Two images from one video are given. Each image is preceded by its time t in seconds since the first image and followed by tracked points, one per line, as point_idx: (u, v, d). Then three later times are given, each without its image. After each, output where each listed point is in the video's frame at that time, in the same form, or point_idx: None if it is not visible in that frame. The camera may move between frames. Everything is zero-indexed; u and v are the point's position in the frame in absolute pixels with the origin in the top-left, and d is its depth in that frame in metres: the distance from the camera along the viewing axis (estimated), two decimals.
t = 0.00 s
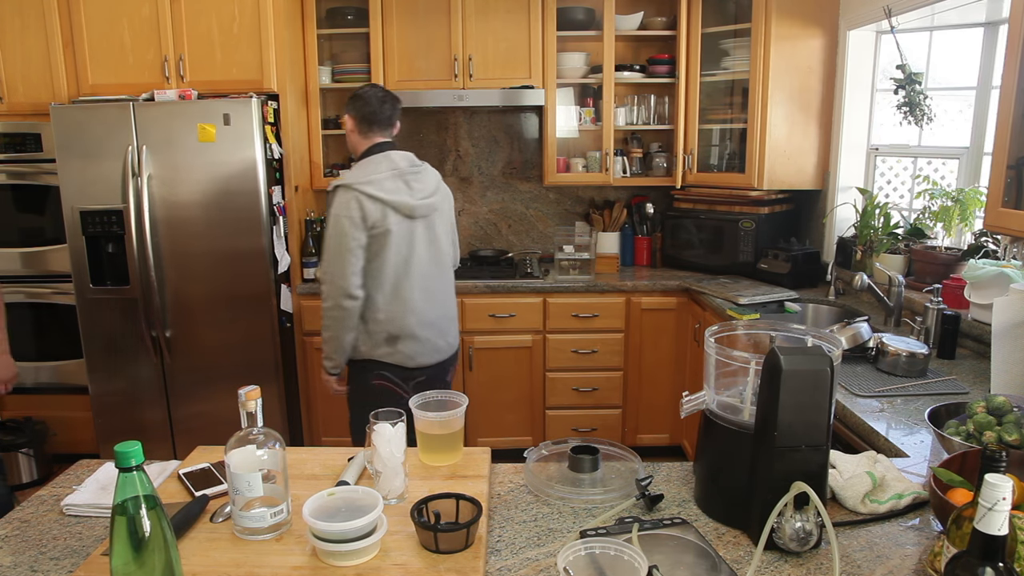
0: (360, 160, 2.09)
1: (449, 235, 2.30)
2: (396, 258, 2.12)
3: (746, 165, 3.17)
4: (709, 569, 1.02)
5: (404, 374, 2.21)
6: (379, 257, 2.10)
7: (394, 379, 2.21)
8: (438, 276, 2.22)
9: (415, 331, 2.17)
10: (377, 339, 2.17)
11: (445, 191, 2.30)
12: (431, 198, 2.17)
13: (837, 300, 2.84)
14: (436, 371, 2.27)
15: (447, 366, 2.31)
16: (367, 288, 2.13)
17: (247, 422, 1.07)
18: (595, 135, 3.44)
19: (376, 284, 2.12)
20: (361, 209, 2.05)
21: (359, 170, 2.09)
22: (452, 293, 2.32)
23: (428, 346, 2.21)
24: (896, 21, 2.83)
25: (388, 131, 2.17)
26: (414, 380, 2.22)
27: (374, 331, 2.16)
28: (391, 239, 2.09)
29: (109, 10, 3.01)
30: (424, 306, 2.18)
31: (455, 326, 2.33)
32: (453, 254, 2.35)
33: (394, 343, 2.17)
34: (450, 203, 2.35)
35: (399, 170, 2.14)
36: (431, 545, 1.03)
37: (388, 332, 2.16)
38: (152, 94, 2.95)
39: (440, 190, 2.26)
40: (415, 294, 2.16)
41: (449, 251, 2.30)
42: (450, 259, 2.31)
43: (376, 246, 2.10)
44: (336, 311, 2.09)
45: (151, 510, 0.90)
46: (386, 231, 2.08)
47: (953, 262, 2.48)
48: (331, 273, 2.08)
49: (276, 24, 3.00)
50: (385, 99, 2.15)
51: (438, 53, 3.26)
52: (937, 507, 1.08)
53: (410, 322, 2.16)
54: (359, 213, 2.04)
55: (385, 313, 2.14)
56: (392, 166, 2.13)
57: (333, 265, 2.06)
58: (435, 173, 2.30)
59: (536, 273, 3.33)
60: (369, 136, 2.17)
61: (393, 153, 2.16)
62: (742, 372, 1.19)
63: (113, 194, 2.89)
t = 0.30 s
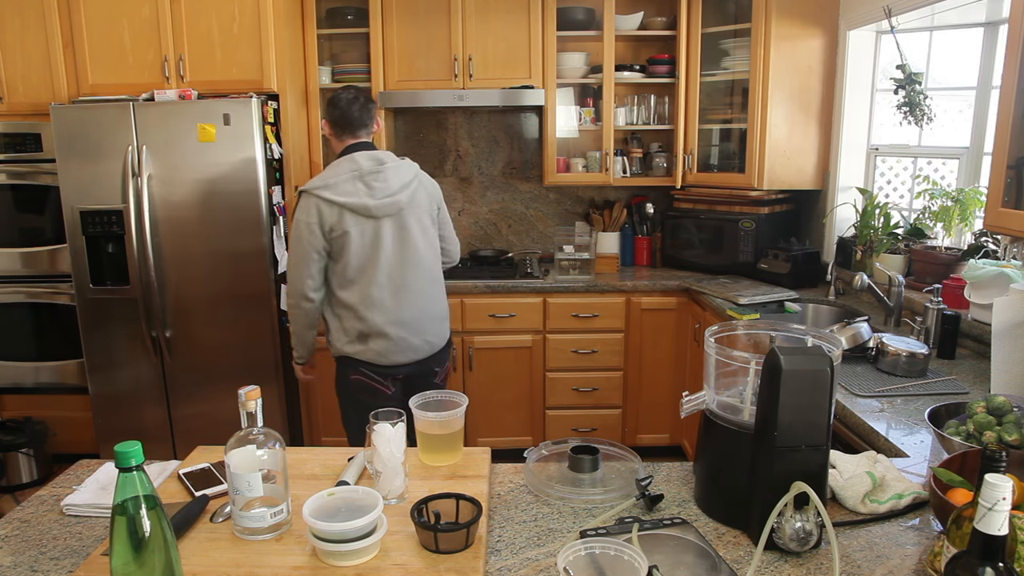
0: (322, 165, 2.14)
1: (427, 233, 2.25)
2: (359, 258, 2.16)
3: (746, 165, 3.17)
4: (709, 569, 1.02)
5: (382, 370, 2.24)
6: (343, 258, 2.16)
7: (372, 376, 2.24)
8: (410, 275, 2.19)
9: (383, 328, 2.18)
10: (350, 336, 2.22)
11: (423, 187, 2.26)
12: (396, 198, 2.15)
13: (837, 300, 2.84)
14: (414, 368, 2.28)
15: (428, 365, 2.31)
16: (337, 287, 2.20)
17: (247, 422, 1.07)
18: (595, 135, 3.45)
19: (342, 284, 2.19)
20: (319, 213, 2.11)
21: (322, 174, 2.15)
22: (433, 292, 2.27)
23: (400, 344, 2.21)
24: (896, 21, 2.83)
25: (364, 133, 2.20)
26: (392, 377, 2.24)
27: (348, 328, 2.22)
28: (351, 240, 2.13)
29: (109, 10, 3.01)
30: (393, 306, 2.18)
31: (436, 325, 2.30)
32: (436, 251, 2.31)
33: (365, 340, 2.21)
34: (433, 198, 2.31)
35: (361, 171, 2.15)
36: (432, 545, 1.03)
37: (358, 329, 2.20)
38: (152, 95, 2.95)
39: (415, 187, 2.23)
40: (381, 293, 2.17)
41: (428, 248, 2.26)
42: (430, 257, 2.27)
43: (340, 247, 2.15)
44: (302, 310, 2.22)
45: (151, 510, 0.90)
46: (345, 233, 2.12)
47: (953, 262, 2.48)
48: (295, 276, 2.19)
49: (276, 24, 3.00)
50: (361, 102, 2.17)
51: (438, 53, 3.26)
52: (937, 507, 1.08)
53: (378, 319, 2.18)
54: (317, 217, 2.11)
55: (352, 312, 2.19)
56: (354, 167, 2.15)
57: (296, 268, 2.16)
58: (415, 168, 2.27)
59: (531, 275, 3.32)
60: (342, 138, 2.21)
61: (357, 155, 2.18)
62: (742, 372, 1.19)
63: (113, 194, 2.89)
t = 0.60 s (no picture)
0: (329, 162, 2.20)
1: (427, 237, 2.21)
2: (349, 255, 2.19)
3: (746, 165, 3.17)
4: (709, 569, 1.02)
5: (369, 366, 2.29)
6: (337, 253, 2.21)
7: (361, 370, 2.30)
8: (401, 278, 2.19)
9: (366, 327, 2.22)
10: (342, 329, 2.29)
11: (426, 190, 2.19)
12: (386, 201, 2.13)
13: (837, 300, 2.84)
14: (401, 368, 2.30)
15: (417, 366, 2.31)
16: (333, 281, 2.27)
17: (247, 422, 1.07)
18: (595, 135, 3.45)
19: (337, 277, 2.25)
20: (316, 208, 2.19)
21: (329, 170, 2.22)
22: (425, 297, 2.23)
23: (383, 344, 2.23)
24: (896, 21, 2.83)
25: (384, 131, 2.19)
26: (377, 374, 2.28)
27: (342, 320, 2.29)
28: (341, 237, 2.17)
29: (109, 10, 3.01)
30: (378, 305, 2.20)
31: (424, 330, 2.26)
32: (434, 255, 2.24)
33: (352, 335, 2.26)
34: (439, 202, 2.22)
35: (360, 171, 2.16)
36: (432, 545, 1.03)
37: (348, 323, 2.26)
38: (152, 95, 2.95)
39: (414, 190, 2.17)
40: (368, 292, 2.20)
41: (425, 253, 2.22)
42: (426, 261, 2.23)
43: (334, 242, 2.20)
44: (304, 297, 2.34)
45: (151, 510, 0.90)
46: (336, 229, 2.17)
47: (953, 262, 2.48)
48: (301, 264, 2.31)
49: (276, 24, 3.00)
50: (383, 100, 2.18)
51: (438, 53, 3.26)
52: (937, 507, 1.08)
53: (363, 317, 2.21)
54: (314, 211, 2.19)
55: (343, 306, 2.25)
56: (354, 167, 2.17)
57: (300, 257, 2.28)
58: (423, 168, 2.19)
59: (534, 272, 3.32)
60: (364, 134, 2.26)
61: (362, 154, 2.19)
62: (742, 372, 1.19)
63: (113, 194, 2.89)
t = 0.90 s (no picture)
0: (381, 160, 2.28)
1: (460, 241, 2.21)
2: (381, 251, 2.26)
3: (746, 165, 3.17)
4: (709, 569, 1.02)
5: (392, 358, 2.35)
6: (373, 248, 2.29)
7: (386, 363, 2.36)
8: (427, 279, 2.22)
9: (390, 321, 2.28)
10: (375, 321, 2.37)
11: (461, 195, 2.18)
12: (417, 204, 2.15)
13: (838, 300, 2.84)
14: (422, 365, 2.32)
15: (438, 366, 2.32)
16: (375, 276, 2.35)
17: (247, 422, 1.07)
18: (595, 135, 3.45)
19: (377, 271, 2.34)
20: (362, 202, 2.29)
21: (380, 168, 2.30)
22: (452, 301, 2.24)
23: (406, 340, 2.28)
24: (896, 21, 2.83)
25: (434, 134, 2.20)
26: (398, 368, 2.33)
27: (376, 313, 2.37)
28: (376, 232, 2.24)
29: (109, 10, 3.01)
30: (405, 304, 2.24)
31: (448, 333, 2.27)
32: (465, 260, 2.24)
33: (380, 327, 2.33)
34: (473, 208, 2.21)
35: (401, 171, 2.19)
36: (431, 545, 1.03)
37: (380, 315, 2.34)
38: (152, 95, 2.95)
39: (449, 194, 2.17)
40: (395, 288, 2.25)
41: (457, 257, 2.23)
42: (457, 265, 2.23)
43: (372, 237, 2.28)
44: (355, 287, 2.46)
45: (151, 510, 0.90)
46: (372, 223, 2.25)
47: (954, 262, 2.48)
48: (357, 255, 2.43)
49: (276, 24, 3.00)
50: (437, 102, 2.19)
51: (438, 53, 3.26)
52: (937, 507, 1.08)
53: (389, 312, 2.27)
54: (359, 205, 2.29)
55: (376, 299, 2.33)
56: (396, 166, 2.22)
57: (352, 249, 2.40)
58: (463, 173, 2.18)
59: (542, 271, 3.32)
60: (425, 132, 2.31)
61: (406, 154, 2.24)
62: (742, 372, 1.19)
63: (114, 194, 2.89)
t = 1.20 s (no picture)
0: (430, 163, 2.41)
1: (479, 244, 2.26)
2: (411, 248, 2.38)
3: (746, 165, 3.17)
4: (709, 569, 1.02)
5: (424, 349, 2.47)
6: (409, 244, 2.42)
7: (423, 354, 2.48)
8: (444, 279, 2.30)
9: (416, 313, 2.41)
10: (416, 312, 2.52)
11: (476, 200, 2.22)
12: (434, 205, 2.24)
13: (838, 300, 2.84)
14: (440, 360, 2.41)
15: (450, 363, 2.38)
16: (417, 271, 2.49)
17: (247, 422, 1.07)
18: (595, 135, 3.45)
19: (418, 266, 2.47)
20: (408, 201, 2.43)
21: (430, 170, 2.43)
22: (464, 302, 2.30)
23: (425, 333, 2.39)
24: (896, 21, 2.83)
25: (471, 136, 2.31)
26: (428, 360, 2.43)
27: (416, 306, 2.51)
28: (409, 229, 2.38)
29: (109, 10, 3.01)
30: (424, 299, 2.36)
31: (458, 333, 2.32)
32: (481, 264, 2.28)
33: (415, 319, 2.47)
34: (487, 214, 2.23)
35: (431, 172, 2.30)
36: (431, 545, 1.03)
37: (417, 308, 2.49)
38: (152, 95, 2.95)
39: (465, 198, 2.22)
40: (418, 283, 2.36)
41: (472, 260, 2.28)
42: (475, 268, 2.28)
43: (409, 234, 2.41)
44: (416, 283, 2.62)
45: (151, 510, 0.90)
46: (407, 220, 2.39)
47: (954, 262, 2.48)
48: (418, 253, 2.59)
49: (276, 24, 3.00)
50: (477, 105, 2.30)
51: (438, 52, 3.26)
52: (937, 507, 1.08)
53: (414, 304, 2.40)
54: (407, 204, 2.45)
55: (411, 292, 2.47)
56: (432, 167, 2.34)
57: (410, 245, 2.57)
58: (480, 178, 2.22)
59: (551, 267, 3.31)
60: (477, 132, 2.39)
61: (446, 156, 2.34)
62: (742, 372, 1.19)
63: (114, 194, 2.89)
